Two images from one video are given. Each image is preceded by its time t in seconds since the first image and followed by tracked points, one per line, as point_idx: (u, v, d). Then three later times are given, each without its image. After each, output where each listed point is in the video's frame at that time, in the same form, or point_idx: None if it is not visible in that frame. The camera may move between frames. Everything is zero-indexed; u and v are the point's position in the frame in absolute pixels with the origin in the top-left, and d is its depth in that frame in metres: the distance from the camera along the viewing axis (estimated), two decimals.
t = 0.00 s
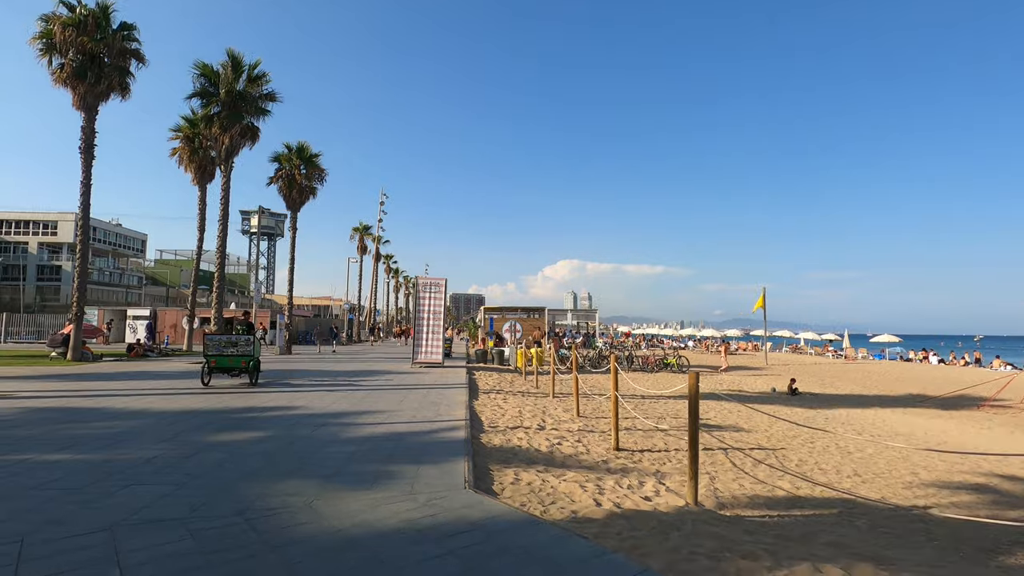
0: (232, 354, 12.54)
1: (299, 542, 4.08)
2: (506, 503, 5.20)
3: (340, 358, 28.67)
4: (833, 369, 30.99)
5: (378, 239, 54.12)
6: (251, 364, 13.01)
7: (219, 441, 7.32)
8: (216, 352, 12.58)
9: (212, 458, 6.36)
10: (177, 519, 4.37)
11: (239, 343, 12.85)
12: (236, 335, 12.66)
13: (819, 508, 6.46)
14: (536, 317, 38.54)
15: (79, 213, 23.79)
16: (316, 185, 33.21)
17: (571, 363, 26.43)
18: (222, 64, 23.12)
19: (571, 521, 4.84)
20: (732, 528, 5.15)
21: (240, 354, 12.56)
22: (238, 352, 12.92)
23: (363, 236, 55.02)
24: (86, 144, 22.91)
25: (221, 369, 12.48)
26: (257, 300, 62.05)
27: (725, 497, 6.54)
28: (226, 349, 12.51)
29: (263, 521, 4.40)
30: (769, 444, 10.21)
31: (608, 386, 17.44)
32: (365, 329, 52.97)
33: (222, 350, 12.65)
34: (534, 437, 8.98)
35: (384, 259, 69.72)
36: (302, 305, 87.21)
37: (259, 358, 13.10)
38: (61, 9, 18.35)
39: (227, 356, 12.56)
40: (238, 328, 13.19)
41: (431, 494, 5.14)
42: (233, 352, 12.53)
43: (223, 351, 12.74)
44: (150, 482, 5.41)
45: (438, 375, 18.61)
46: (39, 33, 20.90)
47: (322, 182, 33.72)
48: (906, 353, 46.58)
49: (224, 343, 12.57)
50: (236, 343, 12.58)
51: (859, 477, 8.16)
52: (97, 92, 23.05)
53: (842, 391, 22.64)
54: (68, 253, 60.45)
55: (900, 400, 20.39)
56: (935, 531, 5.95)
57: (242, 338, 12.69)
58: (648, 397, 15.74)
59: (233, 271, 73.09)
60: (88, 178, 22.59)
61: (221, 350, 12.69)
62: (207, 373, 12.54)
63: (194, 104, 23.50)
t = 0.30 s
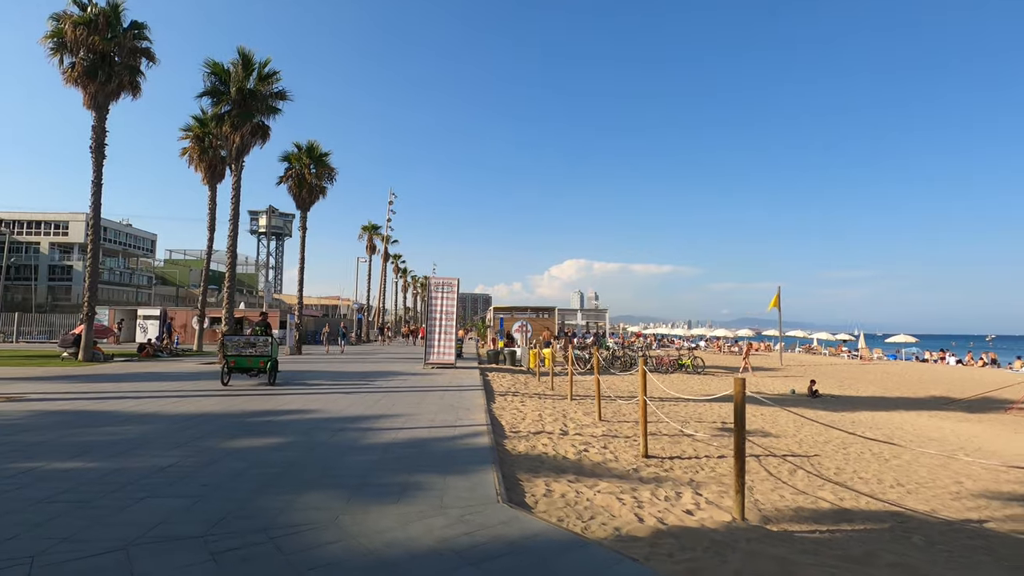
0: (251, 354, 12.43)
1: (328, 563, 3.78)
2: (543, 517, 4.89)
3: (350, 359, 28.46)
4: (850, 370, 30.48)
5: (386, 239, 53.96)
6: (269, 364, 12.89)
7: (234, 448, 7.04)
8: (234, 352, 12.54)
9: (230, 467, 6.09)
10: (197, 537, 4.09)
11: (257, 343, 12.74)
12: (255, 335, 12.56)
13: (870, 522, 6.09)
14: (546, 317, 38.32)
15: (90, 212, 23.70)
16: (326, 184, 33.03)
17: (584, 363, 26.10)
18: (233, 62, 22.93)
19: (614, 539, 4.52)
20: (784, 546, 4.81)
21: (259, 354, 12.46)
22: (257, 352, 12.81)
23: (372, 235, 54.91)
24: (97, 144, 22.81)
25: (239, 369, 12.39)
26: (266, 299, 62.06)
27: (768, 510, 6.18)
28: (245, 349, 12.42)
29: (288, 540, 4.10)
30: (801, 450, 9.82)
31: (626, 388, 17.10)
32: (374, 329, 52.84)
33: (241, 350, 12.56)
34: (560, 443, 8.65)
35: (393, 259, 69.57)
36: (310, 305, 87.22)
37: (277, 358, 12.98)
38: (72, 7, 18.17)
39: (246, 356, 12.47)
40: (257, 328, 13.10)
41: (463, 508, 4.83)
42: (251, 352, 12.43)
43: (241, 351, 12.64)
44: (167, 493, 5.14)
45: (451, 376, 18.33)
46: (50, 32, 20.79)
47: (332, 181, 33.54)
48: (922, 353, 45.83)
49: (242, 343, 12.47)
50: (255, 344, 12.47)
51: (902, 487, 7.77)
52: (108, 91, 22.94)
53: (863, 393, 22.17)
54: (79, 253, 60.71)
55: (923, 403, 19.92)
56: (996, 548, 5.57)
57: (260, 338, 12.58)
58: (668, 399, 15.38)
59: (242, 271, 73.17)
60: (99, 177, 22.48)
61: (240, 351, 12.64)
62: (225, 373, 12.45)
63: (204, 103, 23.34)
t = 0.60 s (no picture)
0: (269, 352, 12.24)
1: None
2: (589, 532, 4.53)
3: (361, 359, 28.20)
4: (868, 370, 29.91)
5: (395, 237, 53.71)
6: (288, 362, 12.67)
7: (252, 453, 6.73)
8: (253, 352, 12.30)
9: (249, 475, 5.76)
10: (220, 556, 3.76)
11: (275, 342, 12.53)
12: (273, 333, 12.35)
13: (931, 535, 5.70)
14: (556, 316, 38.00)
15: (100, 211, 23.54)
16: (336, 182, 32.78)
17: (597, 363, 25.69)
18: (243, 59, 22.68)
19: (670, 557, 4.16)
20: (851, 565, 4.43)
21: (277, 352, 12.27)
22: (275, 351, 12.58)
23: (380, 234, 54.67)
24: (107, 142, 22.64)
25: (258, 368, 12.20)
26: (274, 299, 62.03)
27: (821, 522, 5.79)
28: (263, 347, 12.23)
29: (319, 558, 3.78)
30: (838, 454, 9.41)
31: (642, 388, 16.76)
32: (382, 328, 52.60)
33: (259, 348, 12.36)
34: (589, 447, 8.29)
35: (401, 257, 69.37)
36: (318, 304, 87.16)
37: (296, 357, 12.75)
38: (82, 3, 17.96)
39: (264, 354, 12.26)
40: (275, 326, 12.88)
41: (502, 522, 4.49)
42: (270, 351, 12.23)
43: (260, 350, 12.43)
44: (184, 504, 4.82)
45: (466, 377, 17.99)
46: (60, 29, 20.62)
47: (342, 179, 33.28)
48: (939, 353, 45.00)
49: (261, 341, 12.27)
50: (274, 342, 12.27)
51: (953, 496, 7.35)
52: (117, 89, 22.77)
53: (885, 394, 21.66)
54: (89, 253, 60.88)
55: (949, 403, 19.40)
56: None
57: (279, 336, 12.37)
58: (689, 400, 14.96)
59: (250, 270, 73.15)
60: (109, 175, 22.31)
61: (259, 350, 12.40)
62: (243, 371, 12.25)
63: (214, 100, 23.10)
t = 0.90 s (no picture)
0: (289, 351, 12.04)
1: None
2: (637, 547, 4.21)
3: (373, 359, 27.99)
4: (888, 371, 29.28)
5: (405, 237, 53.54)
6: (308, 362, 12.46)
7: (271, 457, 6.45)
8: (273, 351, 12.09)
9: (270, 481, 5.47)
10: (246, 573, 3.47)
11: (295, 341, 12.32)
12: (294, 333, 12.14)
13: (998, 551, 5.30)
14: (568, 316, 37.65)
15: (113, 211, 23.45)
16: (347, 181, 32.61)
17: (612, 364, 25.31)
18: (256, 57, 22.53)
19: None
20: None
21: (297, 352, 12.06)
22: (294, 350, 12.37)
23: (390, 233, 54.53)
24: (120, 140, 22.56)
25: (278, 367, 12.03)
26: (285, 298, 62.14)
27: (878, 536, 5.42)
28: (283, 347, 12.03)
29: None
30: (877, 460, 8.99)
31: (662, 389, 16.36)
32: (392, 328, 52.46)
33: (279, 347, 12.17)
34: (619, 452, 7.95)
35: (410, 257, 69.28)
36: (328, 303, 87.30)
37: (316, 356, 12.52)
38: None
39: (284, 354, 12.06)
40: (294, 325, 12.68)
41: (543, 536, 4.17)
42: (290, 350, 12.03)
43: (280, 349, 12.25)
44: (204, 514, 4.53)
45: (481, 377, 17.71)
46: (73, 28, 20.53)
47: (353, 178, 33.09)
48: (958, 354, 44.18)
49: (281, 340, 12.08)
50: (293, 341, 12.06)
51: (1010, 506, 6.93)
52: (130, 87, 22.68)
53: (909, 395, 21.13)
54: (101, 253, 61.27)
55: (978, 406, 18.85)
56: None
57: (299, 335, 12.16)
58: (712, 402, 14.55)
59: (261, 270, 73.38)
60: (121, 174, 22.22)
61: (278, 349, 12.21)
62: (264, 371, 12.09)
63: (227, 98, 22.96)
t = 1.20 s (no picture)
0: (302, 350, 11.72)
1: None
2: (687, 567, 3.82)
3: (379, 358, 27.65)
4: (903, 372, 28.73)
5: (410, 236, 53.20)
6: (320, 361, 12.12)
7: (281, 464, 6.07)
8: (285, 350, 11.76)
9: (282, 491, 5.10)
10: None
11: (308, 340, 11.99)
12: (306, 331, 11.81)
13: None
14: (575, 315, 37.24)
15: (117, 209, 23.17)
16: (353, 179, 32.27)
17: (622, 364, 24.88)
18: (261, 52, 22.21)
19: None
20: None
21: (310, 350, 11.73)
22: (307, 349, 12.05)
23: (395, 232, 54.20)
24: (124, 138, 22.28)
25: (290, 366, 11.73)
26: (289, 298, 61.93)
27: (938, 552, 5.01)
28: (295, 345, 11.72)
29: None
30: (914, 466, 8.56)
31: (678, 391, 15.96)
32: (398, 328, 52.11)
33: (291, 346, 11.86)
34: (645, 458, 7.53)
35: (415, 256, 68.91)
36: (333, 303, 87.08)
37: (329, 355, 12.17)
38: None
39: (297, 353, 11.75)
40: (306, 324, 12.36)
41: (584, 555, 3.79)
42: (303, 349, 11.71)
43: (293, 348, 11.94)
44: (212, 528, 4.18)
45: (492, 378, 17.32)
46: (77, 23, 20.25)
47: (359, 176, 32.75)
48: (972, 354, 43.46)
49: (293, 339, 11.76)
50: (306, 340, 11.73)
51: None
52: (135, 84, 22.38)
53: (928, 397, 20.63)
54: (107, 253, 61.26)
55: (1001, 408, 18.35)
56: None
57: (312, 334, 11.83)
58: (731, 404, 14.14)
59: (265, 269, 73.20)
60: (126, 172, 21.93)
61: (291, 348, 11.90)
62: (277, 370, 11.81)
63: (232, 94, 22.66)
